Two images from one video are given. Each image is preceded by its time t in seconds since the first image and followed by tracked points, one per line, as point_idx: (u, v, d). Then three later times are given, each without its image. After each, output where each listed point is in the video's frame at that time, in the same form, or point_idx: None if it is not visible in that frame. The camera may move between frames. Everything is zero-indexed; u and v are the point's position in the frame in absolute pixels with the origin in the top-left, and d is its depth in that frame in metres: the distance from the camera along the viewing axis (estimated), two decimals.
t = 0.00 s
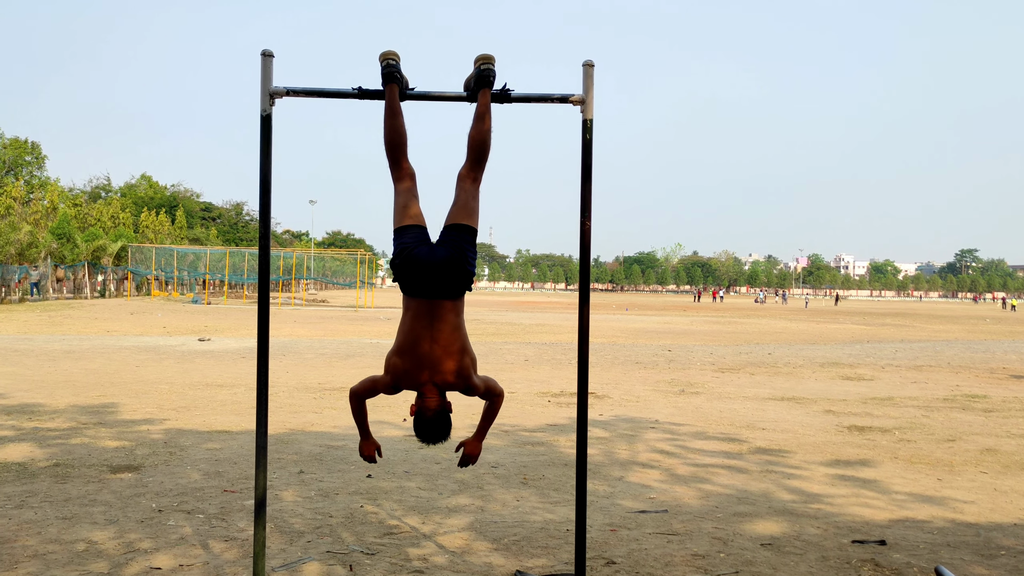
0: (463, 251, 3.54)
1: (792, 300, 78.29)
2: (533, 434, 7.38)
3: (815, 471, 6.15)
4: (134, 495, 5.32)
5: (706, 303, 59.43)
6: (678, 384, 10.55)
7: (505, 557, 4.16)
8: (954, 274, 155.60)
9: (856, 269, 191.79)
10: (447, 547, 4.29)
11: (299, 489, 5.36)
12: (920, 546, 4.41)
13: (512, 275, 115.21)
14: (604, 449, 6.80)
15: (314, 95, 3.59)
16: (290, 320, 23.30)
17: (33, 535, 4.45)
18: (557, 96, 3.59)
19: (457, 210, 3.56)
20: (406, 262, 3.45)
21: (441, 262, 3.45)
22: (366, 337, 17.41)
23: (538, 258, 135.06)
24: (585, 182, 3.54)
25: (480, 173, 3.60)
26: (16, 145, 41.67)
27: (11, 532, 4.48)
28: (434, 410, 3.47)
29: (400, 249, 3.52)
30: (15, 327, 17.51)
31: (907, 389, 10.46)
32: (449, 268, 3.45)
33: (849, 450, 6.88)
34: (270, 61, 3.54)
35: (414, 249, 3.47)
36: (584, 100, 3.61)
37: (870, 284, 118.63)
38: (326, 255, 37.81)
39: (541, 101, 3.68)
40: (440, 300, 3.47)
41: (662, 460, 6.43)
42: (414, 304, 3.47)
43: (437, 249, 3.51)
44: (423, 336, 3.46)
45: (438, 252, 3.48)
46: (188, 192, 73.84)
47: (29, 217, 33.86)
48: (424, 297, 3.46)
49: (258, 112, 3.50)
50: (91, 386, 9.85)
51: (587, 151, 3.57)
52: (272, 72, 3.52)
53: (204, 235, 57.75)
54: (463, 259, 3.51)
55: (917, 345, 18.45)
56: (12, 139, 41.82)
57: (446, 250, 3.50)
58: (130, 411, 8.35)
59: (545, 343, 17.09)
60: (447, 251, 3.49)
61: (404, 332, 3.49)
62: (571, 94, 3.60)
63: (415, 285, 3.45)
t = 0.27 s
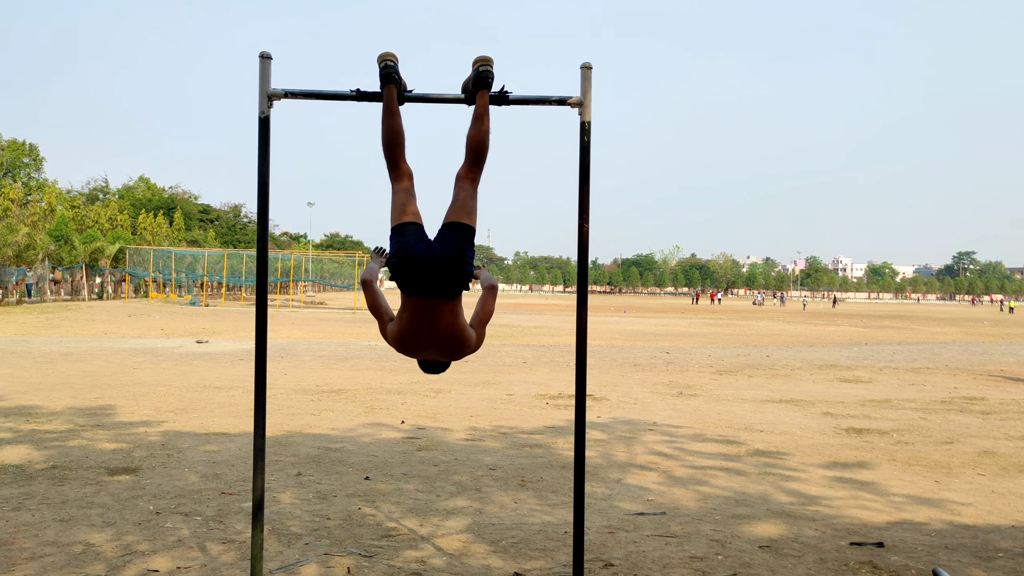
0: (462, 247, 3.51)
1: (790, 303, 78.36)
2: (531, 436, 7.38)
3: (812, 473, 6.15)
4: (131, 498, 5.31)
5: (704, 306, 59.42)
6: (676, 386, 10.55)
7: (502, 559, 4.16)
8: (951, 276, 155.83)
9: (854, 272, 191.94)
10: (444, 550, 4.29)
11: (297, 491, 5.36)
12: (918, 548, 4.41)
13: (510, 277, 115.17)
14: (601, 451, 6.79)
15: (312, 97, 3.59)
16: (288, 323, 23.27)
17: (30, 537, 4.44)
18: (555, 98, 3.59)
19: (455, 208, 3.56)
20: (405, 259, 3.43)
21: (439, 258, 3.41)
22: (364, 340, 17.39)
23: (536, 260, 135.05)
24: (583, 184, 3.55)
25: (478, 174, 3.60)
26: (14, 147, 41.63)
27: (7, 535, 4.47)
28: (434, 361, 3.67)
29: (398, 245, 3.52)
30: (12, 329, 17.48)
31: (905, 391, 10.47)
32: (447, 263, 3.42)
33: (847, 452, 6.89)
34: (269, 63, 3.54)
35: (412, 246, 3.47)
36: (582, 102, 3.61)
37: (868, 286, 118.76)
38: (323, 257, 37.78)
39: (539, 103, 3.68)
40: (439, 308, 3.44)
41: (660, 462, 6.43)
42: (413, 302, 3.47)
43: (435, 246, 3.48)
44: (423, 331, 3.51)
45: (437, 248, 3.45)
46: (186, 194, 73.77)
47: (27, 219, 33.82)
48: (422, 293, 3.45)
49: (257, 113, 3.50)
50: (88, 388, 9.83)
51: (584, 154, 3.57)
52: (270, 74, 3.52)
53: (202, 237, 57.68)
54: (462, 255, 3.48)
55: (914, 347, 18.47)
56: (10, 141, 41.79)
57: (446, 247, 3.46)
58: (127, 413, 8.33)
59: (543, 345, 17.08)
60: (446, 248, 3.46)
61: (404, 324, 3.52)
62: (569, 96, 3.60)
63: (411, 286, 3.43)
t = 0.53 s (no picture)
0: (464, 253, 3.52)
1: (788, 304, 78.38)
2: (529, 438, 7.38)
3: (810, 475, 6.15)
4: (129, 499, 5.31)
5: (702, 307, 59.38)
6: (674, 388, 10.55)
7: (500, 561, 4.16)
8: (949, 278, 156.02)
9: (851, 273, 192.08)
10: (441, 551, 4.29)
11: (295, 493, 5.36)
12: (916, 550, 4.42)
13: (509, 279, 115.16)
14: (599, 453, 6.80)
15: (311, 99, 3.59)
16: (286, 324, 23.25)
17: (27, 539, 4.43)
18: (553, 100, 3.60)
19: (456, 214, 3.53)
20: (407, 265, 3.48)
21: (440, 267, 3.46)
22: (362, 341, 17.39)
23: (534, 262, 135.12)
24: (581, 186, 3.55)
25: (478, 177, 3.59)
26: (12, 148, 41.60)
27: (5, 537, 4.47)
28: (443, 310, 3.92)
29: (400, 247, 3.54)
30: (10, 331, 17.49)
31: (903, 393, 10.48)
32: (448, 270, 3.45)
33: (845, 454, 6.89)
34: (266, 64, 3.54)
35: (414, 249, 3.49)
36: (580, 104, 3.62)
37: (866, 288, 118.85)
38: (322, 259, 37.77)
39: (538, 105, 3.69)
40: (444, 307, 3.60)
41: (659, 464, 6.43)
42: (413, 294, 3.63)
43: (437, 250, 3.49)
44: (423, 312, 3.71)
45: (438, 255, 3.47)
46: (184, 195, 73.75)
47: (24, 221, 33.81)
48: (423, 296, 3.54)
49: (255, 115, 3.51)
50: (86, 390, 9.83)
51: (583, 156, 3.58)
52: (268, 76, 3.53)
53: (200, 239, 57.63)
54: (463, 262, 3.50)
55: (912, 349, 18.48)
56: (8, 142, 41.76)
57: (449, 254, 3.47)
58: (124, 415, 8.32)
59: (541, 347, 17.08)
60: (448, 255, 3.48)
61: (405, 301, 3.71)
62: (568, 97, 3.61)
63: (415, 289, 3.54)
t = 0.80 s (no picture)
0: (464, 260, 3.54)
1: (786, 305, 78.40)
2: (528, 438, 7.37)
3: (807, 475, 6.16)
4: (127, 500, 5.30)
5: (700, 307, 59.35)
6: (672, 388, 10.55)
7: (499, 562, 4.16)
8: (947, 278, 156.18)
9: (850, 274, 192.19)
10: (440, 551, 4.29)
11: (293, 494, 5.35)
12: (913, 550, 4.42)
13: (507, 279, 115.13)
14: (597, 453, 6.79)
15: (310, 100, 3.59)
16: (284, 325, 23.23)
17: (25, 540, 4.42)
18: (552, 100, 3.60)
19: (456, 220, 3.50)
20: (407, 271, 3.53)
21: (440, 274, 3.52)
22: (360, 342, 17.37)
23: (532, 262, 135.12)
24: (579, 186, 3.55)
25: (477, 179, 3.58)
26: (9, 149, 41.56)
27: (2, 538, 4.46)
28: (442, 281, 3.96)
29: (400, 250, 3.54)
30: (8, 332, 17.48)
31: (901, 393, 10.49)
32: (448, 277, 3.52)
33: (843, 455, 6.89)
34: (265, 65, 3.54)
35: (414, 256, 3.51)
36: (578, 105, 3.62)
37: (864, 289, 118.91)
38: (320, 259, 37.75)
39: (536, 106, 3.69)
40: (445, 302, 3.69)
41: (657, 464, 6.44)
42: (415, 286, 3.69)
43: (437, 257, 3.52)
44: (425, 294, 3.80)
45: (438, 262, 3.51)
46: (182, 195, 73.68)
47: (22, 221, 33.77)
48: (424, 297, 3.62)
49: (253, 116, 3.50)
50: (84, 390, 9.81)
51: (581, 156, 3.58)
52: (267, 76, 3.52)
53: (198, 239, 57.58)
54: (463, 268, 3.54)
55: (910, 350, 18.49)
56: (6, 142, 41.72)
57: (449, 262, 3.51)
58: (122, 415, 8.32)
59: (539, 347, 17.08)
60: (447, 263, 3.51)
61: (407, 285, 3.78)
62: (566, 98, 3.61)
63: (416, 290, 3.61)
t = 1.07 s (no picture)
0: (463, 259, 3.54)
1: (785, 304, 78.45)
2: (527, 438, 7.37)
3: (807, 475, 6.16)
4: (126, 500, 5.29)
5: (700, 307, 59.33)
6: (672, 388, 10.56)
7: (498, 561, 4.15)
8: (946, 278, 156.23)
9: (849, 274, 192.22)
10: (439, 551, 4.29)
11: (292, 494, 5.35)
12: (913, 550, 4.42)
13: (506, 278, 115.12)
14: (596, 453, 6.79)
15: (309, 99, 3.59)
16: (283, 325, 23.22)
17: (24, 540, 4.42)
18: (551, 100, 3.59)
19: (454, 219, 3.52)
20: (406, 270, 3.51)
21: (439, 272, 3.49)
22: (359, 342, 17.35)
23: (532, 262, 135.13)
24: (579, 185, 3.55)
25: (476, 179, 3.58)
26: (8, 149, 41.54)
27: (1, 538, 4.45)
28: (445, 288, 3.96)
29: (398, 251, 3.54)
30: (8, 331, 17.47)
31: (900, 393, 10.49)
32: (447, 276, 3.50)
33: (842, 454, 6.90)
34: (264, 65, 3.53)
35: (414, 255, 3.50)
36: (578, 104, 3.62)
37: (863, 288, 118.94)
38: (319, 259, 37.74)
39: (535, 106, 3.69)
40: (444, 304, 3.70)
41: (656, 464, 6.44)
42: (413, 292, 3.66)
43: (436, 256, 3.51)
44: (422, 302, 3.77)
45: (438, 261, 3.50)
46: (181, 195, 73.65)
47: (21, 221, 33.76)
48: (422, 298, 3.60)
49: (252, 116, 3.50)
50: (83, 390, 9.80)
51: (579, 156, 3.58)
52: (266, 76, 3.52)
53: (198, 239, 57.56)
54: (462, 267, 3.53)
55: (909, 349, 18.48)
56: (5, 142, 41.70)
57: (448, 260, 3.50)
58: (122, 415, 8.31)
59: (539, 347, 17.07)
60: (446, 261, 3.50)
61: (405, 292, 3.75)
62: (565, 98, 3.61)
63: (415, 291, 3.58)
